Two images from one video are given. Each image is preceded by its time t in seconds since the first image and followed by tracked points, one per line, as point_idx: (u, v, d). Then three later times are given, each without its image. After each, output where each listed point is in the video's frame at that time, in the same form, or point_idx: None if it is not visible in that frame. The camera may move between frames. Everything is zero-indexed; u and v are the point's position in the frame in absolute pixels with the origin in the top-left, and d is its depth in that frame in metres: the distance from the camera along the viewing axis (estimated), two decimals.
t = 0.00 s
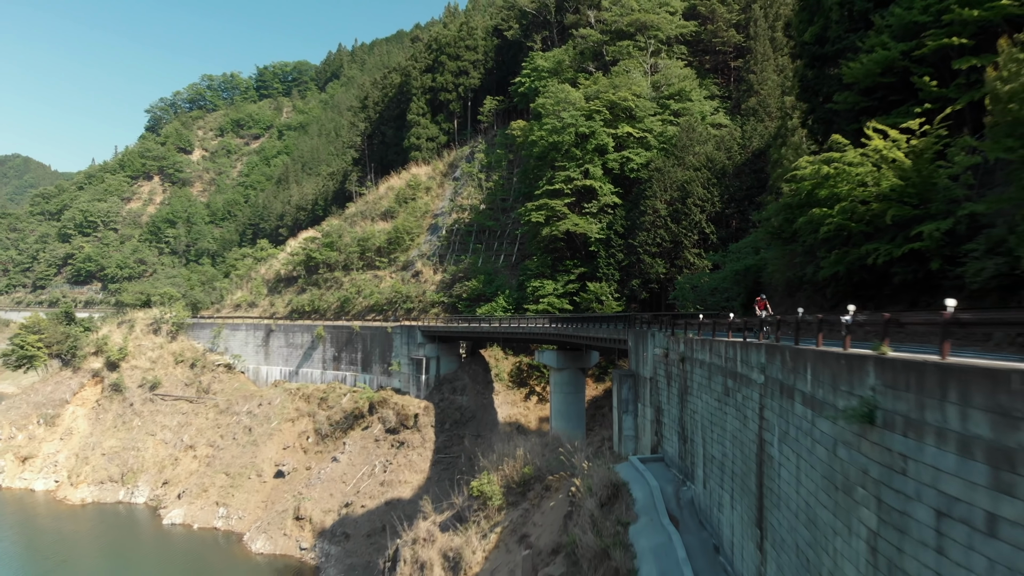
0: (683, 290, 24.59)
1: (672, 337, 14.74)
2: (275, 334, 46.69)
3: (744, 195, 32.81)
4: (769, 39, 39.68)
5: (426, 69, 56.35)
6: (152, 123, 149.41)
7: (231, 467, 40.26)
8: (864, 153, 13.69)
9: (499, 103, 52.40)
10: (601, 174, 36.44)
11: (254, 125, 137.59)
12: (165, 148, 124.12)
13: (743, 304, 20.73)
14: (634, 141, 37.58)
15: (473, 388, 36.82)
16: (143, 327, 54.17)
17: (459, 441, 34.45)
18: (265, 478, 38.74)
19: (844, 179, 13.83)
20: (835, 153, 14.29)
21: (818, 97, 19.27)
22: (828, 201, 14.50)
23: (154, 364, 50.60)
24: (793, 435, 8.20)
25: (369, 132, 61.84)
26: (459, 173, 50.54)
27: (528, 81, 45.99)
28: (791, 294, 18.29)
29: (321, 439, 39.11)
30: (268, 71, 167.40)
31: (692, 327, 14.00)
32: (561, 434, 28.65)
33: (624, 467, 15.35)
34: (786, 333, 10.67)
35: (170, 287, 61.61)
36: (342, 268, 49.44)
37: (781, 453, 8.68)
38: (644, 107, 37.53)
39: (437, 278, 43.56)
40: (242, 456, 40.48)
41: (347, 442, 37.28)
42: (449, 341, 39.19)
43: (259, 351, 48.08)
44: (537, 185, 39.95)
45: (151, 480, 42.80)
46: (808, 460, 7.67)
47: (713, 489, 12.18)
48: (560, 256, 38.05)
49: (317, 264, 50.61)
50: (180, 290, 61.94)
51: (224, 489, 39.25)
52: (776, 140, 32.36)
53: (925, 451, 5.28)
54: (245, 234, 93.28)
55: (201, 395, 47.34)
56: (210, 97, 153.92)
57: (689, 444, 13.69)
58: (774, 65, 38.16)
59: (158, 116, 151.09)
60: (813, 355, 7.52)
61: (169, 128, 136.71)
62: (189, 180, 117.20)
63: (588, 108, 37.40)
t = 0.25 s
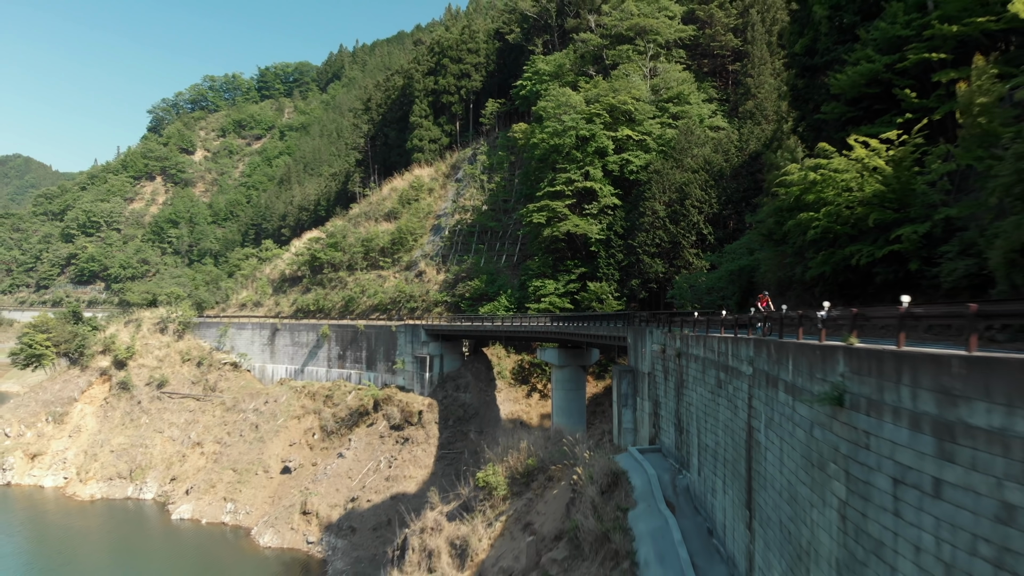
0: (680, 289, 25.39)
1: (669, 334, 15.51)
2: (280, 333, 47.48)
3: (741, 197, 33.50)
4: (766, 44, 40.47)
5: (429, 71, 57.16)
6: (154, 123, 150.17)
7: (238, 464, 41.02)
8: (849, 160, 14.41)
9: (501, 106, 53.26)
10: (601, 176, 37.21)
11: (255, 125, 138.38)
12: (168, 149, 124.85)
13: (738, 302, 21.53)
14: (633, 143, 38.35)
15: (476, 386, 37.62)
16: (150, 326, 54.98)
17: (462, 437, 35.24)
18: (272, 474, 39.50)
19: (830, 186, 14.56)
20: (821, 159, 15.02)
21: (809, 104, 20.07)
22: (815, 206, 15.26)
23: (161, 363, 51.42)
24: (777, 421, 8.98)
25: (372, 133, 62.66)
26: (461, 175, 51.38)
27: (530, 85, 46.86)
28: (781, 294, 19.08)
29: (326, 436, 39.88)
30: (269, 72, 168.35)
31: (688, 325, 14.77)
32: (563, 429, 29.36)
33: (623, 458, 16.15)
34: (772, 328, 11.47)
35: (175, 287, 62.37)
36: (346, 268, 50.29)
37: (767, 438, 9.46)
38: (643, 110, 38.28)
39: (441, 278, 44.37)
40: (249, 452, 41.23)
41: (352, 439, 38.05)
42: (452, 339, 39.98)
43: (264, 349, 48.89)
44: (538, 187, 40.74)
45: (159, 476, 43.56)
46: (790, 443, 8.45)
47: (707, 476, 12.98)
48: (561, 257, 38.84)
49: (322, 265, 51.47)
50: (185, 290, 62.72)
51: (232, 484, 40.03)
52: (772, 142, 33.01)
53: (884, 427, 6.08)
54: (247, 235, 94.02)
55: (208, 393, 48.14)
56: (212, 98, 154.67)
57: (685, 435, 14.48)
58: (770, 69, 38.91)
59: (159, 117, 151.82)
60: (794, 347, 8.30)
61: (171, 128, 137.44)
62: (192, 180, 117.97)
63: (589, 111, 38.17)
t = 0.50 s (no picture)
0: (678, 288, 26.20)
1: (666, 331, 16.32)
2: (286, 332, 48.29)
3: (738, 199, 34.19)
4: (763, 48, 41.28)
5: (431, 74, 57.99)
6: (156, 124, 150.94)
7: (245, 460, 41.79)
8: (835, 167, 15.22)
9: (502, 109, 54.10)
10: (601, 178, 38.02)
11: (257, 126, 139.09)
12: (170, 149, 125.58)
13: (733, 301, 22.33)
14: (633, 146, 39.16)
15: (479, 384, 38.45)
16: (157, 326, 55.80)
17: (465, 434, 36.04)
18: (279, 471, 40.29)
19: (818, 191, 15.43)
20: (809, 167, 15.89)
21: (801, 111, 20.87)
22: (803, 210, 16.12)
23: (168, 361, 52.24)
24: (763, 409, 9.79)
25: (375, 135, 63.50)
26: (464, 176, 52.21)
27: (531, 88, 47.73)
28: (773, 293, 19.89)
29: (331, 433, 40.67)
30: (271, 73, 169.26)
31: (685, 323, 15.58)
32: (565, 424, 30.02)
33: (623, 450, 16.97)
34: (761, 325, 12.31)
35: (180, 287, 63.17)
36: (350, 268, 51.12)
37: (754, 426, 10.28)
38: (643, 113, 39.09)
39: (443, 278, 45.18)
40: (256, 449, 41.99)
41: (357, 436, 38.83)
42: (455, 338, 40.78)
43: (270, 348, 49.69)
44: (540, 188, 41.57)
45: (167, 473, 44.37)
46: (774, 429, 9.25)
47: (701, 464, 13.80)
48: (562, 257, 39.63)
49: (327, 265, 52.33)
50: (190, 290, 63.51)
51: (239, 480, 40.81)
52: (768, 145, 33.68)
53: (852, 410, 6.89)
54: (249, 235, 94.75)
55: (214, 391, 48.95)
56: (214, 99, 155.49)
57: (681, 426, 15.30)
58: (767, 73, 39.72)
59: (161, 118, 152.62)
60: (778, 341, 9.10)
61: (173, 129, 138.19)
62: (194, 180, 118.74)
63: (589, 114, 39.00)
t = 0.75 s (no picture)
0: (675, 288, 27.05)
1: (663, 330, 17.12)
2: (291, 331, 49.11)
3: (735, 201, 34.93)
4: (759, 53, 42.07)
5: (433, 77, 58.85)
6: (158, 124, 151.76)
7: (252, 457, 42.59)
8: (823, 173, 16.04)
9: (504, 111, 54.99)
10: (601, 181, 38.83)
11: (259, 126, 139.84)
12: (172, 150, 126.36)
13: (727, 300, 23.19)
14: (632, 149, 39.96)
15: (481, 381, 39.32)
16: (163, 325, 56.64)
17: (468, 431, 36.86)
18: (285, 467, 41.10)
19: (806, 195, 16.21)
20: (799, 171, 16.63)
21: (793, 118, 21.74)
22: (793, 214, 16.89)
23: (175, 360, 53.07)
24: (751, 399, 10.61)
25: (378, 137, 64.36)
26: (466, 178, 53.08)
27: (533, 91, 48.56)
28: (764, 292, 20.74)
29: (337, 429, 41.49)
30: (272, 74, 170.18)
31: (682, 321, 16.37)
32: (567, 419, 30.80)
33: (623, 442, 17.78)
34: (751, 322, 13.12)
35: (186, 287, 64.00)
36: (354, 268, 51.98)
37: (743, 415, 11.10)
38: (642, 117, 39.87)
39: (446, 278, 46.01)
40: (263, 446, 42.79)
41: (362, 433, 39.64)
42: (458, 337, 41.60)
43: (276, 347, 50.51)
44: (541, 190, 42.39)
45: (175, 469, 45.19)
46: (761, 417, 10.06)
47: (696, 454, 14.63)
48: (563, 257, 40.44)
49: (331, 265, 53.19)
50: (195, 290, 64.35)
51: (246, 476, 41.63)
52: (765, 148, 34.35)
53: (826, 396, 7.71)
54: (252, 235, 95.55)
55: (221, 389, 49.78)
56: (215, 100, 156.34)
57: (677, 419, 16.12)
58: (764, 77, 40.51)
59: (164, 118, 153.55)
60: (763, 336, 9.90)
61: (175, 130, 139.00)
62: (196, 181, 119.53)
63: (589, 118, 39.80)
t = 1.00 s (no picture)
0: (673, 288, 27.88)
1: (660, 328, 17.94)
2: (297, 330, 49.95)
3: (732, 203, 35.65)
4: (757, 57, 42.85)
5: (436, 80, 59.71)
6: (160, 125, 152.69)
7: (258, 453, 43.41)
8: (812, 179, 16.88)
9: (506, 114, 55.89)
10: (601, 182, 39.64)
11: (261, 127, 140.68)
12: (175, 150, 127.19)
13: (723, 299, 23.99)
14: (632, 151, 40.75)
15: (484, 379, 40.16)
16: (170, 324, 57.50)
17: (471, 427, 37.67)
18: (291, 463, 41.92)
19: (796, 200, 17.05)
20: (789, 177, 17.47)
21: (786, 123, 22.56)
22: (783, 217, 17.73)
23: (182, 358, 53.93)
24: (741, 389, 11.43)
25: (381, 139, 65.24)
26: (468, 179, 53.94)
27: (535, 94, 49.42)
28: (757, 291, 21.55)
29: (342, 426, 42.32)
30: (274, 75, 171.18)
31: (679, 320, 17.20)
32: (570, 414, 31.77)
33: (622, 435, 18.61)
34: (742, 319, 13.97)
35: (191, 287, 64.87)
36: (358, 268, 52.84)
37: (734, 405, 11.92)
38: (641, 120, 40.65)
39: (449, 278, 46.84)
40: (269, 443, 43.60)
41: (367, 429, 40.45)
42: (461, 336, 42.41)
43: (281, 346, 51.35)
44: (542, 191, 43.22)
45: (182, 466, 46.00)
46: (749, 406, 10.88)
47: (691, 444, 15.46)
48: (564, 257, 41.24)
49: (335, 265, 54.06)
50: (200, 290, 65.24)
51: (253, 472, 42.45)
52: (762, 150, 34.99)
53: (805, 385, 8.54)
54: (254, 235, 96.37)
55: (227, 387, 50.63)
56: (217, 101, 157.32)
57: (674, 412, 16.95)
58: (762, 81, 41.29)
59: (166, 119, 154.53)
60: (751, 331, 10.73)
61: (177, 130, 139.85)
62: (199, 181, 120.37)
63: (589, 121, 40.59)
